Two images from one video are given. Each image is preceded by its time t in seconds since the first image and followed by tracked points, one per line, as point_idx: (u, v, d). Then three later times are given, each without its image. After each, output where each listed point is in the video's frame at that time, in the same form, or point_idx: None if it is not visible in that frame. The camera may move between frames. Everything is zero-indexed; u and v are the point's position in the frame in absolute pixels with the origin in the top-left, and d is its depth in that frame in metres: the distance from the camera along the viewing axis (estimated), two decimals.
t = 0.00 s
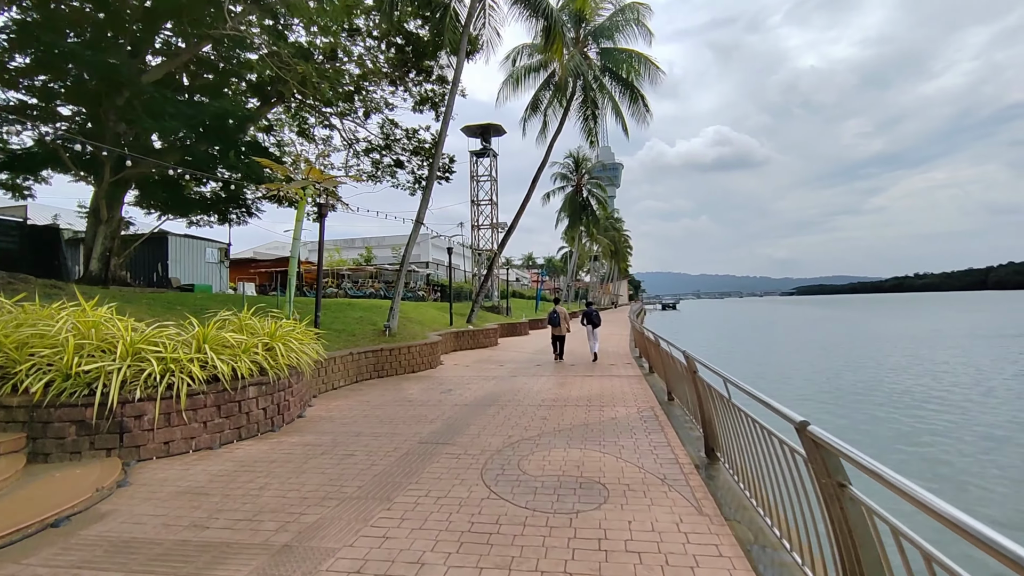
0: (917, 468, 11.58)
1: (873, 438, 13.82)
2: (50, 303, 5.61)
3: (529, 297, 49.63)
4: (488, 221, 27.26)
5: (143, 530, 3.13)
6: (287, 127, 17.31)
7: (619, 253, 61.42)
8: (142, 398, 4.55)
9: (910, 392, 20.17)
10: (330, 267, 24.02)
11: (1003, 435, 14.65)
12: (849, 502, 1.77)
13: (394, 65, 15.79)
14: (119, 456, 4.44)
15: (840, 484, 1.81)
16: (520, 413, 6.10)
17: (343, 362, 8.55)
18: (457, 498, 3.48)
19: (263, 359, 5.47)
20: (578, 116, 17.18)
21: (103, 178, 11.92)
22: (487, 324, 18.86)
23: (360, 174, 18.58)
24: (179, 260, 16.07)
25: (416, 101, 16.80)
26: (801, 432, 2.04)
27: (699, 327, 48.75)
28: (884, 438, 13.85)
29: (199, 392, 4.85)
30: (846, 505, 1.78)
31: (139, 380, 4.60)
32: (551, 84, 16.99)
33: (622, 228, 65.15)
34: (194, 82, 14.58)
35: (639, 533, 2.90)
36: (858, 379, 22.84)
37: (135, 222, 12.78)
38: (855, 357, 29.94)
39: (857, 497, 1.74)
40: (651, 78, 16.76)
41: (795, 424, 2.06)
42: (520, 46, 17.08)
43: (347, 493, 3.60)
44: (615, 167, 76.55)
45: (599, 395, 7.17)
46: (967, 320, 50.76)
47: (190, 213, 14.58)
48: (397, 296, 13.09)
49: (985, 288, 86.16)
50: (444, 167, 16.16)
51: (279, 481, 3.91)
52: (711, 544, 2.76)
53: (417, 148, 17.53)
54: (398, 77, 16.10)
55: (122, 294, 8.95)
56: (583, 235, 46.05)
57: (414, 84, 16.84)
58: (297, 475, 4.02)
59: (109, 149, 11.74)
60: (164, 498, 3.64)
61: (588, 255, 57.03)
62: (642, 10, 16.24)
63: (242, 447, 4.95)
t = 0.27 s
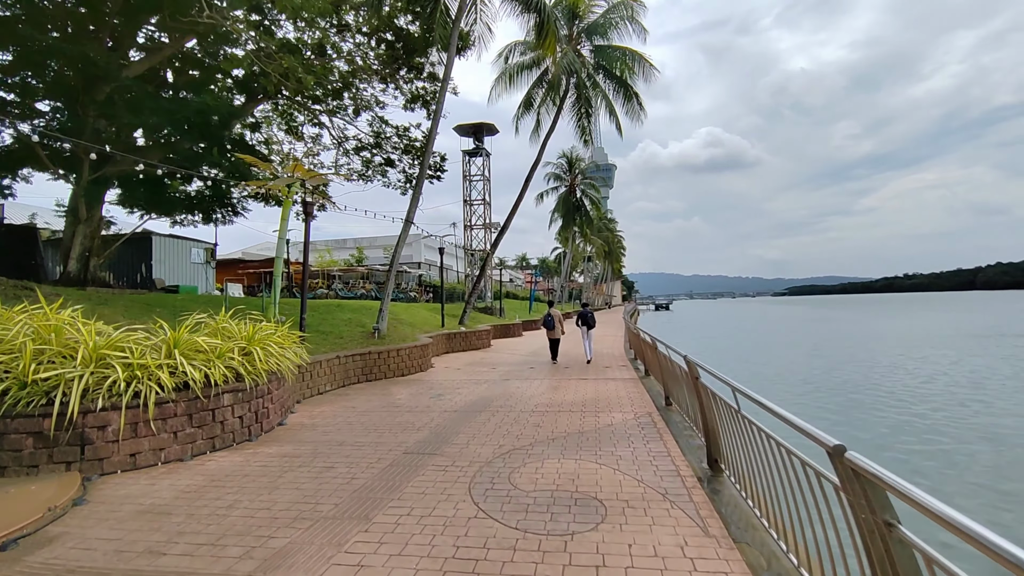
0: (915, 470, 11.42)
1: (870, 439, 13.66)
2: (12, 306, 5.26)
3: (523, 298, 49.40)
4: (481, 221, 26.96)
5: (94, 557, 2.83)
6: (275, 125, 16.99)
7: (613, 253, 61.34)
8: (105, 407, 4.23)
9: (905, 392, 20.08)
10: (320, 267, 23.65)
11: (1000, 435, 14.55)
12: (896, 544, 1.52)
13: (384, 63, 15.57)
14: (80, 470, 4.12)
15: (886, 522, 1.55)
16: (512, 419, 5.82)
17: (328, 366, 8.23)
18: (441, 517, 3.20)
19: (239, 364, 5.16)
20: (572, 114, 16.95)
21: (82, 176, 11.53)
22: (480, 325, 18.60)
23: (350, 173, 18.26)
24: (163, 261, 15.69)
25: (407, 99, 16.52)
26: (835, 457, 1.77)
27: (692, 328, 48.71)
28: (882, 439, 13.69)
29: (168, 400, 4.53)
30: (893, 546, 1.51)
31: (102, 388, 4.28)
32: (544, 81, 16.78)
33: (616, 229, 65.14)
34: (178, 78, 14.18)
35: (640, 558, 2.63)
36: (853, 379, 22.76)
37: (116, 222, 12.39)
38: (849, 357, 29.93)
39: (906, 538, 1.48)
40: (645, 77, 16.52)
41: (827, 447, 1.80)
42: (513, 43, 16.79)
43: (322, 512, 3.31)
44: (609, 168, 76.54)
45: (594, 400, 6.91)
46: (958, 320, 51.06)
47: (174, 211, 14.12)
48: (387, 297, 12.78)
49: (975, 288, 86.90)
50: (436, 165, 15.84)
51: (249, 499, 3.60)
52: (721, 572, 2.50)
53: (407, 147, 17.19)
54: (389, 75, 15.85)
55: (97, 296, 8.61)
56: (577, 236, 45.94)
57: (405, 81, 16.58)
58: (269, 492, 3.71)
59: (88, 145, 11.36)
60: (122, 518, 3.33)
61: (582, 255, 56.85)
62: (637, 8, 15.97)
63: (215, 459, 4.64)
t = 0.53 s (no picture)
0: (912, 469, 11.31)
1: (865, 438, 13.57)
2: None
3: (516, 299, 49.21)
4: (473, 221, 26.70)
5: None
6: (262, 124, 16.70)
7: (605, 253, 61.34)
8: (65, 416, 3.94)
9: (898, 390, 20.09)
10: (309, 268, 23.28)
11: (994, 433, 14.52)
12: None
13: (374, 60, 15.41)
14: (38, 484, 3.83)
15: (936, 556, 1.36)
16: (502, 423, 5.58)
17: (313, 368, 7.95)
18: (424, 533, 2.96)
19: (213, 368, 4.89)
20: (565, 112, 16.77)
21: (59, 173, 11.16)
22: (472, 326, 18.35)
23: (339, 172, 17.96)
24: (146, 261, 15.31)
25: (397, 96, 16.25)
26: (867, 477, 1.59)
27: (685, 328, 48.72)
28: (878, 438, 13.60)
29: (135, 407, 4.24)
30: None
31: (62, 396, 4.00)
32: (536, 79, 16.55)
33: (608, 229, 65.18)
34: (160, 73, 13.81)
35: None
36: (846, 378, 22.75)
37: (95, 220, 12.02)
38: (841, 355, 30.00)
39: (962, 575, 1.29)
40: (639, 75, 16.31)
41: (860, 465, 1.60)
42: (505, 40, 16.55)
43: (295, 529, 3.06)
44: (601, 168, 76.62)
45: (588, 402, 6.68)
46: (947, 319, 51.43)
47: (157, 211, 13.76)
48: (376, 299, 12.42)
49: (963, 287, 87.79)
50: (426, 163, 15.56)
51: (218, 514, 3.35)
52: None
53: (396, 145, 16.87)
54: (380, 73, 15.68)
55: (72, 296, 8.32)
56: (569, 236, 45.82)
57: (395, 78, 16.35)
58: (240, 506, 3.46)
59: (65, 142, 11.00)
60: (77, 538, 3.06)
61: (574, 255, 56.77)
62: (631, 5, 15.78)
63: (186, 469, 4.36)
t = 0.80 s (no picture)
0: (917, 470, 11.08)
1: (869, 439, 13.36)
2: None
3: (514, 300, 48.94)
4: (470, 221, 26.45)
5: None
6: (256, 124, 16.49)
7: (604, 254, 61.18)
8: (28, 427, 3.68)
9: (899, 391, 19.91)
10: (304, 270, 23.03)
11: (998, 433, 14.32)
12: None
13: (370, 59, 15.31)
14: None
15: None
16: (497, 431, 5.34)
17: (303, 372, 7.71)
18: (409, 556, 2.74)
19: (193, 375, 4.65)
20: (563, 110, 16.56)
21: (45, 173, 10.91)
22: (469, 327, 18.10)
23: (334, 172, 17.74)
24: (137, 262, 15.06)
25: (392, 95, 16.03)
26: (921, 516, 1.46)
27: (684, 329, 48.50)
28: (881, 439, 13.39)
29: (105, 417, 3.99)
30: None
31: (27, 406, 3.74)
32: (533, 76, 16.33)
33: (606, 230, 65.07)
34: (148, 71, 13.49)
35: None
36: (846, 378, 22.56)
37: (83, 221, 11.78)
38: (841, 356, 29.82)
39: None
40: (638, 73, 16.07)
41: (914, 503, 1.46)
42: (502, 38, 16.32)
43: (269, 552, 2.82)
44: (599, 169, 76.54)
45: (586, 407, 6.44)
46: (947, 319, 51.28)
47: (148, 212, 13.51)
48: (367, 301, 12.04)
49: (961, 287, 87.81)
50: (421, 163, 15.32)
51: (188, 534, 3.11)
52: None
53: (391, 144, 16.61)
54: (375, 71, 15.53)
55: (54, 299, 8.09)
56: (567, 236, 45.62)
57: (390, 77, 16.16)
58: (212, 526, 3.21)
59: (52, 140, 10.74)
60: (31, 563, 2.81)
61: (573, 256, 56.57)
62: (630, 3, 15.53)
63: (160, 482, 4.12)
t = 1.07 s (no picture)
0: (931, 471, 10.75)
1: (880, 439, 13.02)
2: None
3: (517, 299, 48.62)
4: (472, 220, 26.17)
5: None
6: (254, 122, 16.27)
7: (607, 253, 60.83)
8: None
9: (909, 390, 19.54)
10: (304, 269, 22.82)
11: (1013, 432, 13.97)
12: None
13: (369, 55, 15.07)
14: None
15: None
16: (496, 437, 5.06)
17: (297, 374, 7.46)
18: None
19: (173, 379, 4.37)
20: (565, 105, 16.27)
21: (36, 170, 10.66)
22: (470, 327, 17.82)
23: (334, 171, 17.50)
24: (134, 263, 14.85)
25: (392, 92, 15.78)
26: None
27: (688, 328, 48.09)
28: (893, 439, 13.05)
29: (75, 425, 3.72)
30: None
31: None
32: (535, 72, 16.01)
33: (610, 229, 64.74)
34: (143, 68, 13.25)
35: None
36: (854, 377, 22.18)
37: (76, 220, 11.56)
38: (848, 355, 29.42)
39: None
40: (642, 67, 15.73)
41: None
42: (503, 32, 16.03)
43: None
44: (601, 168, 76.17)
45: (590, 411, 6.17)
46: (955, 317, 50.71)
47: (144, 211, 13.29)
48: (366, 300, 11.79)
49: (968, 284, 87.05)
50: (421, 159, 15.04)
51: (155, 555, 2.84)
52: None
53: (390, 141, 16.34)
54: (375, 68, 15.29)
55: (42, 299, 7.87)
56: (570, 235, 45.29)
57: (390, 73, 15.92)
58: (182, 546, 2.94)
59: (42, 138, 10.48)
60: None
61: (576, 255, 56.25)
62: None
63: (137, 494, 3.87)
